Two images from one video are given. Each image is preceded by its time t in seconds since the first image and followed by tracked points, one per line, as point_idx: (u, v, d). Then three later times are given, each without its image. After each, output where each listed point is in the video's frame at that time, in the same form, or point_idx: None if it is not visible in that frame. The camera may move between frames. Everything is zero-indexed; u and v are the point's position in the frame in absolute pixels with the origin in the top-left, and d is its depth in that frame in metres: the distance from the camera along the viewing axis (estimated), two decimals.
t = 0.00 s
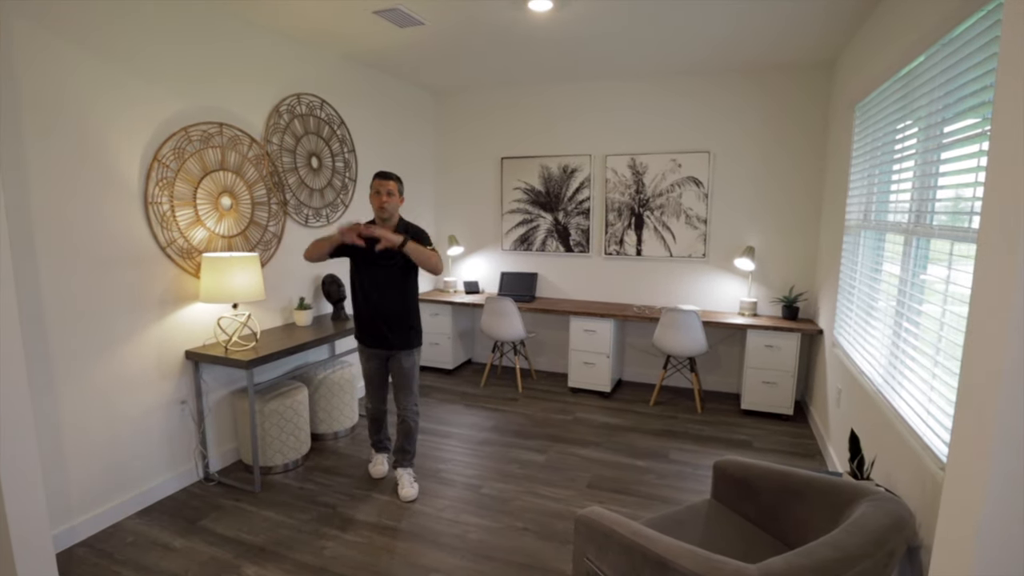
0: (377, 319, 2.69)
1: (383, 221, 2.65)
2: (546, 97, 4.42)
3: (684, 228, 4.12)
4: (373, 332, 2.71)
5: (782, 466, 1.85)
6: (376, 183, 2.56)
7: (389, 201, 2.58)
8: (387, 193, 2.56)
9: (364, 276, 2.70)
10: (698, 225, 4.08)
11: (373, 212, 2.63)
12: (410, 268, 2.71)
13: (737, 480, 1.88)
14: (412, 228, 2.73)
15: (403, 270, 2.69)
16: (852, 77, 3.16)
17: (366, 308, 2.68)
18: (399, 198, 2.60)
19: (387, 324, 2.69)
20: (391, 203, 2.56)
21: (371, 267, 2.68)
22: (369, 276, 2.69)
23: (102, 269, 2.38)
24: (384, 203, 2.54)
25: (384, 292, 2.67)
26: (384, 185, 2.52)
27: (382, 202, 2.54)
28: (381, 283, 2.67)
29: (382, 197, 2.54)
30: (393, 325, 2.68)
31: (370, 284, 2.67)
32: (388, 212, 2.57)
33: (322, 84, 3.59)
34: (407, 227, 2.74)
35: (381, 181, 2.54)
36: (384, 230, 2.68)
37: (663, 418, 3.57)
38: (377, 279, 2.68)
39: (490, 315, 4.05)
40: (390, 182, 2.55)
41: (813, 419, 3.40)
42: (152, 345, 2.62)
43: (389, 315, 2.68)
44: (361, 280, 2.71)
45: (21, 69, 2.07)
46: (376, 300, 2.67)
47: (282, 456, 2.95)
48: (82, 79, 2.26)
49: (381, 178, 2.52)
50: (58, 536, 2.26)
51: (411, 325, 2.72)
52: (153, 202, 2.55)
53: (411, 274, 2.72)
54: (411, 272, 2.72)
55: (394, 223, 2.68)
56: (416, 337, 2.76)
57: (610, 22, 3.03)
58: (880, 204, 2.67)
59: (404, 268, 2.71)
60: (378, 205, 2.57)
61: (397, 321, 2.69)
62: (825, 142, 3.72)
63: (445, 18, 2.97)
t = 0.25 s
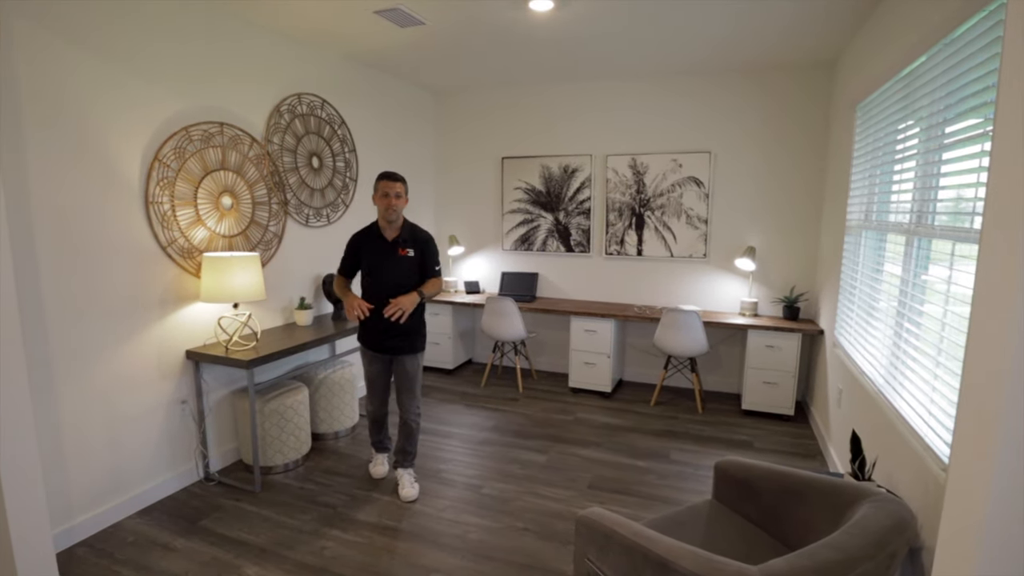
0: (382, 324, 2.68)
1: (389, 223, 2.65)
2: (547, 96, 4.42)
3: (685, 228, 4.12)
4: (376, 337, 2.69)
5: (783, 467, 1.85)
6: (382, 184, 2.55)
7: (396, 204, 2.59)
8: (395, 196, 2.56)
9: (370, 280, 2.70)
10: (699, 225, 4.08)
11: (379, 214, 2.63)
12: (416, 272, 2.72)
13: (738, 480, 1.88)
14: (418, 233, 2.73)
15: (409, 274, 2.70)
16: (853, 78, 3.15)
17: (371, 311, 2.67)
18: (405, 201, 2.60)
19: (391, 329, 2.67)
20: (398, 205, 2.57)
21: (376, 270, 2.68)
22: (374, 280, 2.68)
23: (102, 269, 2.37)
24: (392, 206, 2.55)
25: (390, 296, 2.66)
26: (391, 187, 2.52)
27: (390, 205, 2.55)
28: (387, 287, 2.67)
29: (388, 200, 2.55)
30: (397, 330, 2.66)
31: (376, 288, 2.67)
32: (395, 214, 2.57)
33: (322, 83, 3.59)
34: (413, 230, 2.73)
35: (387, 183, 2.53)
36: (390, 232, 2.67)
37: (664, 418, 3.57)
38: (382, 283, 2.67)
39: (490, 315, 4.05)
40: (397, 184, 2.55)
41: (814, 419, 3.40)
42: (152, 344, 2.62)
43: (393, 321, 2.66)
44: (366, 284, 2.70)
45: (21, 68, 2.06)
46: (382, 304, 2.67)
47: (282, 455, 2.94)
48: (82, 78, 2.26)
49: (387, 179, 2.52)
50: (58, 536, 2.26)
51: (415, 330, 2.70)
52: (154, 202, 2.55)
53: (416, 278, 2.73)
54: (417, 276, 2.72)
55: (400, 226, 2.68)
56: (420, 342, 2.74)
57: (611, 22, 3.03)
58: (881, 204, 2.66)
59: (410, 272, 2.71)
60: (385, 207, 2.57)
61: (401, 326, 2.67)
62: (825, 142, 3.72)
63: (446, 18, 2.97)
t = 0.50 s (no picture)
0: (385, 325, 2.66)
1: (392, 224, 2.64)
2: (548, 97, 4.42)
3: (686, 228, 4.12)
4: (379, 338, 2.68)
5: (785, 467, 1.84)
6: (387, 185, 2.55)
7: (400, 205, 2.58)
8: (399, 196, 2.56)
9: (373, 281, 2.69)
10: (699, 225, 4.08)
11: (381, 215, 2.62)
12: (419, 273, 2.72)
13: (740, 481, 1.88)
14: (421, 234, 2.73)
15: (413, 275, 2.70)
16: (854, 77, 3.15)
17: (374, 313, 2.65)
18: (409, 202, 2.60)
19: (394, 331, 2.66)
20: (402, 206, 2.57)
21: (380, 271, 2.68)
22: (377, 281, 2.68)
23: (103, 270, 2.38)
24: (396, 207, 2.55)
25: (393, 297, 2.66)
26: (395, 188, 2.52)
27: (394, 206, 2.54)
28: (390, 288, 2.66)
29: (392, 201, 2.55)
30: (401, 331, 2.65)
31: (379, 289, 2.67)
32: (398, 216, 2.57)
33: (323, 84, 3.59)
34: (416, 231, 2.73)
35: (391, 183, 2.53)
36: (392, 233, 2.67)
37: (665, 419, 3.57)
38: (386, 284, 2.66)
39: (491, 315, 4.05)
40: (402, 185, 2.55)
41: (815, 420, 3.39)
42: (153, 345, 2.62)
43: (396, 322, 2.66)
44: (370, 285, 2.70)
45: (21, 69, 2.06)
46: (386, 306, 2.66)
47: (283, 456, 2.94)
48: (82, 79, 2.26)
49: (391, 180, 2.52)
50: (59, 537, 2.26)
51: (418, 331, 2.71)
52: (155, 203, 2.55)
53: (420, 279, 2.73)
54: (420, 277, 2.73)
55: (402, 227, 2.67)
56: (423, 343, 2.74)
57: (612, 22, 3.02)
58: (882, 204, 2.66)
59: (414, 273, 2.71)
60: (389, 208, 2.56)
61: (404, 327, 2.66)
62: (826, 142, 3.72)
63: (446, 18, 2.97)
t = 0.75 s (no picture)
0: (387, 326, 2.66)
1: (395, 225, 2.64)
2: (548, 97, 4.41)
3: (686, 228, 4.11)
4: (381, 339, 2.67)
5: (785, 467, 1.84)
6: (391, 186, 2.54)
7: (404, 206, 2.58)
8: (404, 198, 2.56)
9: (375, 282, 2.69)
10: (700, 225, 4.07)
11: (384, 216, 2.61)
12: (422, 273, 2.74)
13: (740, 481, 1.88)
14: (423, 235, 2.75)
15: (415, 275, 2.71)
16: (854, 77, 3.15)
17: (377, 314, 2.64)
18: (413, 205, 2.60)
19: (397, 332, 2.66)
20: (407, 208, 2.57)
21: (382, 271, 2.67)
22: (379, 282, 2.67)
23: (103, 270, 2.38)
24: (400, 209, 2.55)
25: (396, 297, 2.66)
26: (400, 190, 2.51)
27: (399, 208, 2.54)
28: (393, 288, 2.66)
29: (396, 203, 2.54)
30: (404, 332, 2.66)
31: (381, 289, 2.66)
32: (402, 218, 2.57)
33: (323, 84, 3.58)
34: (418, 231, 2.75)
35: (397, 185, 2.52)
36: (396, 234, 2.67)
37: (666, 419, 3.56)
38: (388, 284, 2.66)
39: (492, 316, 4.04)
40: (406, 187, 2.54)
41: (817, 420, 3.39)
42: (154, 345, 2.62)
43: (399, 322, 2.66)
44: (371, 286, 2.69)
45: (20, 70, 2.06)
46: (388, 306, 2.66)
47: (284, 457, 2.94)
48: (82, 80, 2.26)
49: (397, 182, 2.51)
50: (60, 538, 2.26)
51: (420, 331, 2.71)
52: (155, 203, 2.55)
53: (422, 279, 2.74)
54: (423, 277, 2.74)
55: (405, 227, 2.68)
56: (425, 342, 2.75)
57: (612, 22, 3.02)
58: (883, 203, 2.66)
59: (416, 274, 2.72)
60: (393, 210, 2.56)
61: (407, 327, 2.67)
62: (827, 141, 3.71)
63: (447, 19, 2.97)
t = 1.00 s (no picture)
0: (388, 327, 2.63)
1: (395, 224, 2.63)
2: (549, 97, 4.41)
3: (687, 228, 4.11)
4: (382, 340, 2.64)
5: (787, 467, 1.84)
6: (392, 187, 2.52)
7: (404, 206, 2.58)
8: (405, 199, 2.56)
9: (375, 283, 2.66)
10: (701, 225, 4.07)
11: (384, 216, 2.59)
12: (421, 271, 2.75)
13: (741, 481, 1.88)
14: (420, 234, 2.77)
15: (415, 274, 2.72)
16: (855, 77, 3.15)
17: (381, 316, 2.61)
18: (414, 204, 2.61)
19: (399, 332, 2.64)
20: (409, 209, 2.57)
21: (382, 272, 2.65)
22: (380, 282, 2.65)
23: (105, 270, 2.38)
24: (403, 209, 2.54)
25: (397, 297, 2.65)
26: (403, 191, 2.51)
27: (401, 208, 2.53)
28: (394, 289, 2.65)
29: (399, 204, 2.53)
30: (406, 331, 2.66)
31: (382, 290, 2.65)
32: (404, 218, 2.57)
33: (324, 84, 3.58)
34: (415, 230, 2.76)
35: (398, 186, 2.51)
36: (395, 233, 2.66)
37: (667, 419, 3.56)
38: (389, 284, 2.64)
39: (493, 316, 4.04)
40: (407, 188, 2.54)
41: (818, 420, 3.39)
42: (155, 345, 2.62)
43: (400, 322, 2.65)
44: (371, 287, 2.66)
45: (20, 70, 2.06)
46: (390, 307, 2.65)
47: (284, 457, 2.94)
48: (83, 80, 2.26)
49: (399, 184, 2.50)
50: (60, 537, 2.26)
51: (421, 330, 2.72)
52: (156, 203, 2.55)
53: (421, 278, 2.75)
54: (422, 276, 2.75)
55: (404, 227, 2.68)
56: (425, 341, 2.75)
57: (613, 22, 3.02)
58: (885, 203, 2.65)
59: (415, 273, 2.72)
60: (395, 210, 2.55)
61: (407, 327, 2.67)
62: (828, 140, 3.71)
63: (448, 18, 2.97)
